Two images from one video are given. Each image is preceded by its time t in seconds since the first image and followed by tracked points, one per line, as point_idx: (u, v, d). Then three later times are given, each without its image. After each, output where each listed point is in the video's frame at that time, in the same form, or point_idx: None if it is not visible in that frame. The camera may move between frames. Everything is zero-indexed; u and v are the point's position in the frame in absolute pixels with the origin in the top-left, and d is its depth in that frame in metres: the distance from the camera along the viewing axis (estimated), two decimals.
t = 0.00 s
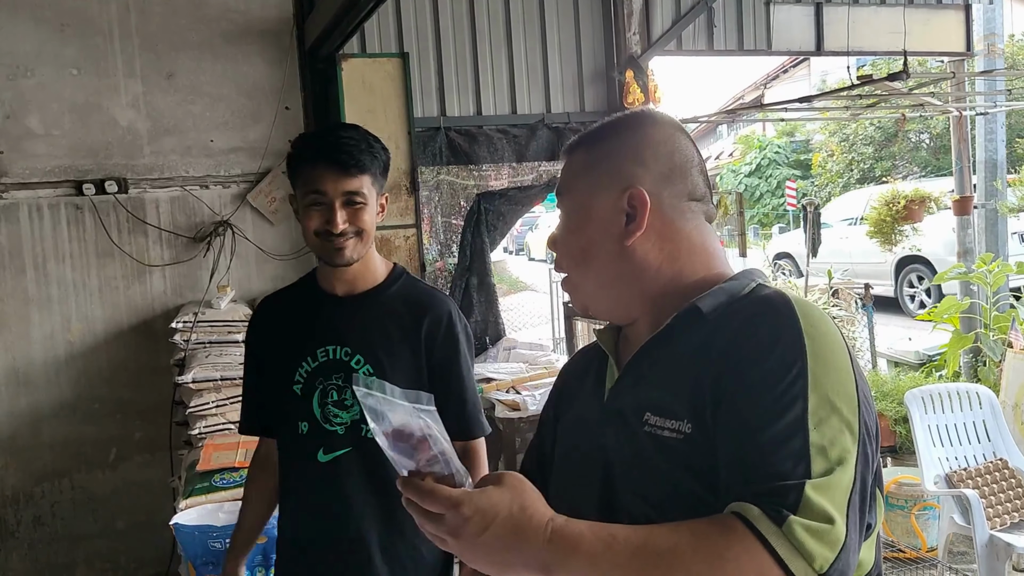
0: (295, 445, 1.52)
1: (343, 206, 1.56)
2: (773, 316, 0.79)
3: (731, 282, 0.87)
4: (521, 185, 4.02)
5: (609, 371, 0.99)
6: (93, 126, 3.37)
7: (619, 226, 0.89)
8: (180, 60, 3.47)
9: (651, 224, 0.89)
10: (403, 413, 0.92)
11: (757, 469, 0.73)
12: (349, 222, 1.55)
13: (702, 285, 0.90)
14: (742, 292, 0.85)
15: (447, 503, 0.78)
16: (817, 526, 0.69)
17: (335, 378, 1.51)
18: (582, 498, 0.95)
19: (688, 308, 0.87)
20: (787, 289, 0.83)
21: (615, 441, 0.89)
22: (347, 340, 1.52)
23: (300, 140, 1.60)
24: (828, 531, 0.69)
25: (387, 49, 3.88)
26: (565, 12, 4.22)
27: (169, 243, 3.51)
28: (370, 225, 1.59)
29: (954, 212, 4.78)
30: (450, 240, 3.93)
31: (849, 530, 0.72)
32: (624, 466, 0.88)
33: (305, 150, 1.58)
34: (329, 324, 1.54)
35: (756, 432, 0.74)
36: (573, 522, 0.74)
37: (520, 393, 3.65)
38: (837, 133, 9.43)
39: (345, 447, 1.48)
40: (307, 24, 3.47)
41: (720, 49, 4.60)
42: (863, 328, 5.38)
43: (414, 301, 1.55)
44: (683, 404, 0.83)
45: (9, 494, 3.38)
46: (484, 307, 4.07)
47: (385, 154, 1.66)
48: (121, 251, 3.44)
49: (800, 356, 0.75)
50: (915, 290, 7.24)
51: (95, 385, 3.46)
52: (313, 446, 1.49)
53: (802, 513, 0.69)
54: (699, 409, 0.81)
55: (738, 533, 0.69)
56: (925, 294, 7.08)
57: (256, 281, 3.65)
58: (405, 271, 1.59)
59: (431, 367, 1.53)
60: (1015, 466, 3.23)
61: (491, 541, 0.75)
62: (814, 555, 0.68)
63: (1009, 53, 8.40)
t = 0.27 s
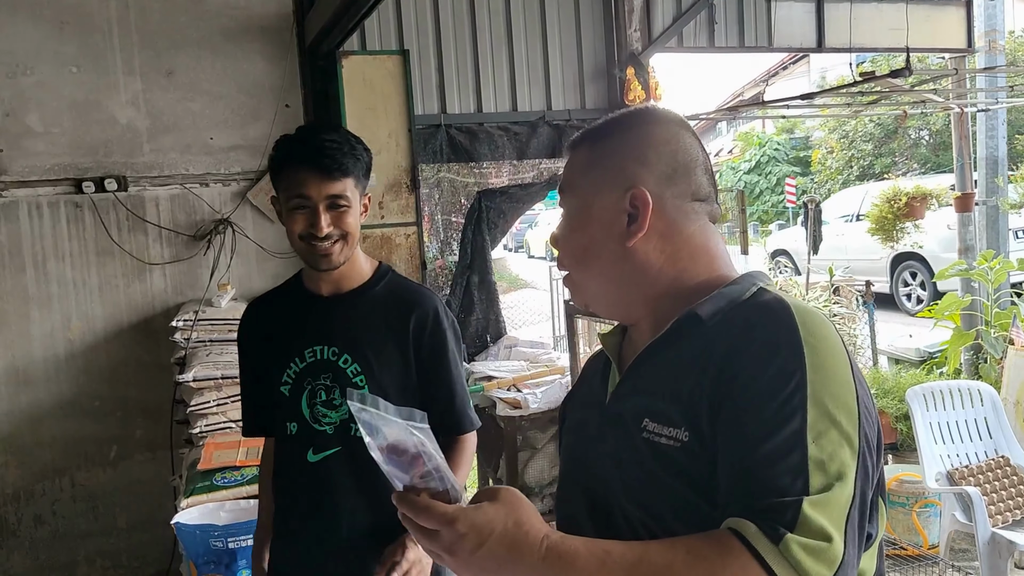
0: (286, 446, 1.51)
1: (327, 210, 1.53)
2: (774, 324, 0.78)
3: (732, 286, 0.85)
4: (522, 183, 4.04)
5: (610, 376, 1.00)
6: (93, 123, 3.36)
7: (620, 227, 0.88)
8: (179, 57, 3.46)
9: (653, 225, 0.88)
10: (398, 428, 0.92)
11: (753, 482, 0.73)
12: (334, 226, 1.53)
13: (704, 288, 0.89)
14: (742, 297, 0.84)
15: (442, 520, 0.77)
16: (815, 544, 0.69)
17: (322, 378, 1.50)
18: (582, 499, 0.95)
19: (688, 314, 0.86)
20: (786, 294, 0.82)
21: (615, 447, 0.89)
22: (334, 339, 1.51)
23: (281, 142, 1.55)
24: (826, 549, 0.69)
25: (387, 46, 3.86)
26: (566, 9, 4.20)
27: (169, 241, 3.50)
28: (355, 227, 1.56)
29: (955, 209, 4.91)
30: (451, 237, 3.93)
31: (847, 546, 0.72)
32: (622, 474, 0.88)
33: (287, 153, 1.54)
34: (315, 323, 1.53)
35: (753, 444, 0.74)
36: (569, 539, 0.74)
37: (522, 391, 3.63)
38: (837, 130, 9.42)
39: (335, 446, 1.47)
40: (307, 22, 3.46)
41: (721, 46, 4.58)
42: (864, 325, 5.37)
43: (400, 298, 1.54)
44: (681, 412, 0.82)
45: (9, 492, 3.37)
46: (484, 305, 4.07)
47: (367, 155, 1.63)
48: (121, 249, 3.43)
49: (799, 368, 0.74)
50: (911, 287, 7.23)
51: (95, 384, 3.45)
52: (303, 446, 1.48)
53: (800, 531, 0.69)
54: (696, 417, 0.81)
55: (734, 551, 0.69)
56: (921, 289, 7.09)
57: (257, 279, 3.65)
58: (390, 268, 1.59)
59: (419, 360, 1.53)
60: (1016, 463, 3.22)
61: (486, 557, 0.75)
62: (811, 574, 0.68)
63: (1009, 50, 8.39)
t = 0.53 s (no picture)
0: (279, 446, 1.51)
1: (319, 203, 1.55)
2: (772, 333, 0.77)
3: (735, 292, 0.85)
4: (522, 184, 4.02)
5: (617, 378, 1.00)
6: (94, 125, 3.36)
7: (627, 233, 0.88)
8: (181, 59, 3.46)
9: (659, 231, 0.88)
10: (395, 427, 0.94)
11: (743, 488, 0.72)
12: (325, 219, 1.54)
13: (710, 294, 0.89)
14: (745, 303, 0.83)
15: (436, 520, 0.79)
16: (802, 553, 0.68)
17: (313, 380, 1.50)
18: (585, 503, 0.94)
19: (689, 320, 0.86)
20: (786, 302, 0.81)
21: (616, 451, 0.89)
22: (324, 340, 1.50)
23: (270, 141, 1.57)
24: (813, 559, 0.68)
25: (388, 47, 3.86)
26: (567, 9, 4.20)
27: (171, 242, 3.50)
28: (345, 221, 1.58)
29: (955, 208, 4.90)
30: (451, 237, 3.93)
31: (836, 557, 0.71)
32: (622, 481, 0.88)
33: (277, 150, 1.56)
34: (304, 324, 1.53)
35: (746, 451, 0.73)
36: (559, 541, 0.74)
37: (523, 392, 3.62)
38: (837, 130, 9.42)
39: (325, 447, 1.47)
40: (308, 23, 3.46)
41: (723, 47, 4.58)
42: (866, 326, 5.37)
43: (389, 298, 1.53)
44: (677, 418, 0.82)
45: (11, 493, 3.37)
46: (486, 305, 4.07)
47: (355, 153, 1.65)
48: (123, 251, 3.43)
49: (793, 376, 0.74)
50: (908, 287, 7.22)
51: (97, 385, 3.45)
52: (295, 447, 1.49)
53: (787, 540, 0.68)
54: (694, 424, 0.80)
55: (720, 557, 0.69)
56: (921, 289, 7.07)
57: (258, 280, 3.64)
58: (381, 268, 1.58)
59: (407, 360, 1.51)
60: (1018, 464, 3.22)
61: (478, 558, 0.76)
62: None
63: (1010, 50, 8.39)
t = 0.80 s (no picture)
0: (270, 452, 1.51)
1: (311, 211, 1.55)
2: (775, 338, 0.78)
3: (741, 296, 0.86)
4: (522, 187, 4.03)
5: (620, 383, 1.01)
6: (96, 129, 3.38)
7: (635, 240, 0.89)
8: (182, 63, 3.47)
9: (667, 236, 0.88)
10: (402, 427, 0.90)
11: (748, 495, 0.74)
12: (318, 226, 1.55)
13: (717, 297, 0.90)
14: (749, 308, 0.84)
15: (445, 521, 0.81)
16: (805, 556, 0.70)
17: (304, 386, 1.50)
18: (586, 505, 0.95)
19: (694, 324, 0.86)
20: (789, 306, 0.82)
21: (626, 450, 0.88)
22: (314, 346, 1.51)
23: (262, 148, 1.58)
24: (816, 561, 0.70)
25: (389, 51, 3.88)
26: (567, 13, 4.21)
27: (172, 245, 3.51)
28: (336, 228, 1.59)
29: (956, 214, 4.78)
30: (451, 240, 3.96)
31: (838, 558, 0.73)
32: (627, 483, 0.88)
33: (269, 158, 1.57)
34: (292, 331, 1.53)
35: (751, 455, 0.75)
36: (565, 541, 0.77)
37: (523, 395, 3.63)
38: (837, 133, 9.43)
39: (317, 452, 1.47)
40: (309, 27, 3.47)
41: (722, 51, 4.59)
42: (865, 329, 5.37)
43: (378, 304, 1.54)
44: (682, 421, 0.82)
45: (12, 496, 3.37)
46: (486, 308, 4.07)
47: (345, 159, 1.66)
48: (124, 254, 3.44)
49: (796, 383, 0.75)
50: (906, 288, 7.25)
51: (98, 388, 3.46)
52: (286, 452, 1.49)
53: (790, 544, 0.70)
54: (700, 427, 0.81)
55: (724, 560, 0.71)
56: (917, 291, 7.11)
57: (259, 283, 3.65)
58: (370, 275, 1.59)
59: (397, 366, 1.52)
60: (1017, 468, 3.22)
61: (486, 557, 0.78)
62: None
63: (1010, 53, 8.41)
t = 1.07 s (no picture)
0: (263, 460, 1.49)
1: (297, 214, 1.56)
2: (786, 335, 0.80)
3: (750, 293, 0.90)
4: (520, 190, 4.03)
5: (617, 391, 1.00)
6: (93, 131, 3.37)
7: (673, 243, 0.89)
8: (180, 65, 3.47)
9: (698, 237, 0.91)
10: (420, 429, 0.85)
11: (770, 483, 0.74)
12: (302, 229, 1.55)
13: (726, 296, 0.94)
14: (762, 304, 0.88)
15: (472, 522, 0.75)
16: (836, 541, 0.69)
17: (295, 392, 1.49)
18: (584, 507, 0.95)
19: (699, 327, 0.88)
20: (796, 303, 0.85)
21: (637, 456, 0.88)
22: (303, 352, 1.51)
23: (248, 152, 1.57)
24: (847, 546, 0.70)
25: (386, 54, 3.89)
26: (565, 17, 4.22)
27: (169, 247, 3.51)
28: (322, 232, 1.59)
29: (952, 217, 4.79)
30: (448, 243, 3.95)
31: (866, 545, 0.72)
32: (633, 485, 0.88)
33: (259, 161, 1.57)
34: (279, 337, 1.52)
35: (770, 448, 0.75)
36: (598, 538, 0.73)
37: (520, 398, 3.64)
38: (834, 136, 9.45)
39: (310, 457, 1.46)
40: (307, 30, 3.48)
41: (720, 54, 4.59)
42: (861, 332, 5.39)
43: (366, 311, 1.55)
44: (698, 422, 0.83)
45: (8, 499, 3.36)
46: (482, 311, 4.07)
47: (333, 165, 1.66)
48: (121, 256, 3.43)
49: (814, 374, 0.76)
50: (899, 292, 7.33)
51: (94, 390, 3.45)
52: (279, 458, 1.47)
53: (821, 530, 0.69)
54: (714, 427, 0.82)
55: (757, 549, 0.69)
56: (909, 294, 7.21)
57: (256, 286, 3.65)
58: (354, 279, 1.60)
59: (388, 373, 1.53)
60: (1013, 472, 3.23)
61: (515, 558, 0.73)
62: (832, 571, 0.69)
63: (1006, 57, 8.44)
